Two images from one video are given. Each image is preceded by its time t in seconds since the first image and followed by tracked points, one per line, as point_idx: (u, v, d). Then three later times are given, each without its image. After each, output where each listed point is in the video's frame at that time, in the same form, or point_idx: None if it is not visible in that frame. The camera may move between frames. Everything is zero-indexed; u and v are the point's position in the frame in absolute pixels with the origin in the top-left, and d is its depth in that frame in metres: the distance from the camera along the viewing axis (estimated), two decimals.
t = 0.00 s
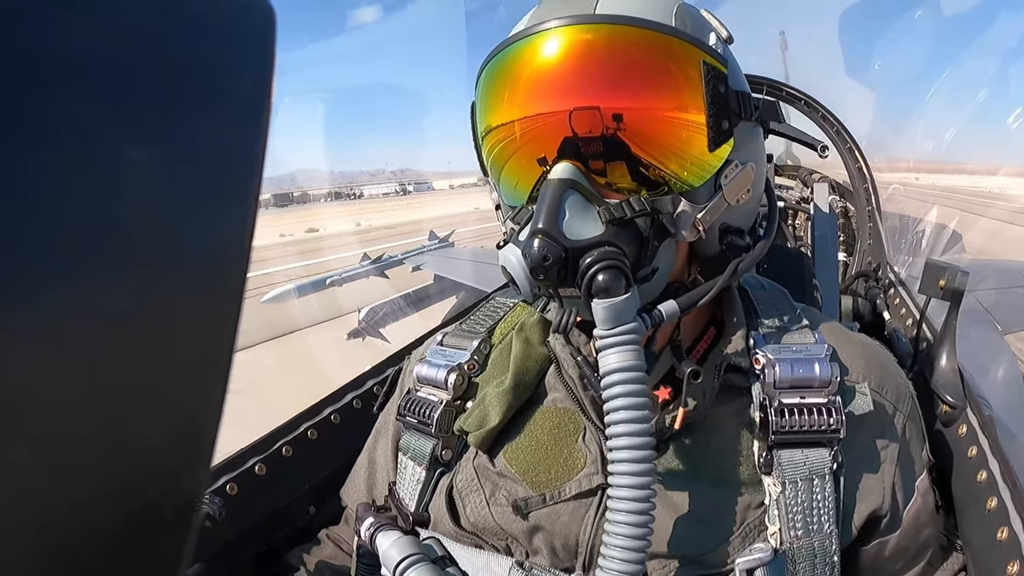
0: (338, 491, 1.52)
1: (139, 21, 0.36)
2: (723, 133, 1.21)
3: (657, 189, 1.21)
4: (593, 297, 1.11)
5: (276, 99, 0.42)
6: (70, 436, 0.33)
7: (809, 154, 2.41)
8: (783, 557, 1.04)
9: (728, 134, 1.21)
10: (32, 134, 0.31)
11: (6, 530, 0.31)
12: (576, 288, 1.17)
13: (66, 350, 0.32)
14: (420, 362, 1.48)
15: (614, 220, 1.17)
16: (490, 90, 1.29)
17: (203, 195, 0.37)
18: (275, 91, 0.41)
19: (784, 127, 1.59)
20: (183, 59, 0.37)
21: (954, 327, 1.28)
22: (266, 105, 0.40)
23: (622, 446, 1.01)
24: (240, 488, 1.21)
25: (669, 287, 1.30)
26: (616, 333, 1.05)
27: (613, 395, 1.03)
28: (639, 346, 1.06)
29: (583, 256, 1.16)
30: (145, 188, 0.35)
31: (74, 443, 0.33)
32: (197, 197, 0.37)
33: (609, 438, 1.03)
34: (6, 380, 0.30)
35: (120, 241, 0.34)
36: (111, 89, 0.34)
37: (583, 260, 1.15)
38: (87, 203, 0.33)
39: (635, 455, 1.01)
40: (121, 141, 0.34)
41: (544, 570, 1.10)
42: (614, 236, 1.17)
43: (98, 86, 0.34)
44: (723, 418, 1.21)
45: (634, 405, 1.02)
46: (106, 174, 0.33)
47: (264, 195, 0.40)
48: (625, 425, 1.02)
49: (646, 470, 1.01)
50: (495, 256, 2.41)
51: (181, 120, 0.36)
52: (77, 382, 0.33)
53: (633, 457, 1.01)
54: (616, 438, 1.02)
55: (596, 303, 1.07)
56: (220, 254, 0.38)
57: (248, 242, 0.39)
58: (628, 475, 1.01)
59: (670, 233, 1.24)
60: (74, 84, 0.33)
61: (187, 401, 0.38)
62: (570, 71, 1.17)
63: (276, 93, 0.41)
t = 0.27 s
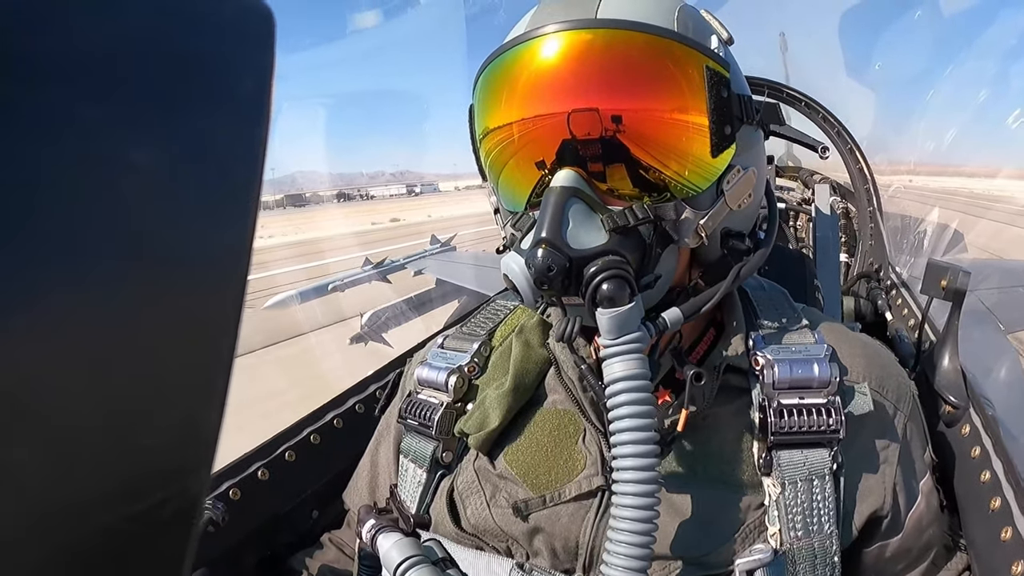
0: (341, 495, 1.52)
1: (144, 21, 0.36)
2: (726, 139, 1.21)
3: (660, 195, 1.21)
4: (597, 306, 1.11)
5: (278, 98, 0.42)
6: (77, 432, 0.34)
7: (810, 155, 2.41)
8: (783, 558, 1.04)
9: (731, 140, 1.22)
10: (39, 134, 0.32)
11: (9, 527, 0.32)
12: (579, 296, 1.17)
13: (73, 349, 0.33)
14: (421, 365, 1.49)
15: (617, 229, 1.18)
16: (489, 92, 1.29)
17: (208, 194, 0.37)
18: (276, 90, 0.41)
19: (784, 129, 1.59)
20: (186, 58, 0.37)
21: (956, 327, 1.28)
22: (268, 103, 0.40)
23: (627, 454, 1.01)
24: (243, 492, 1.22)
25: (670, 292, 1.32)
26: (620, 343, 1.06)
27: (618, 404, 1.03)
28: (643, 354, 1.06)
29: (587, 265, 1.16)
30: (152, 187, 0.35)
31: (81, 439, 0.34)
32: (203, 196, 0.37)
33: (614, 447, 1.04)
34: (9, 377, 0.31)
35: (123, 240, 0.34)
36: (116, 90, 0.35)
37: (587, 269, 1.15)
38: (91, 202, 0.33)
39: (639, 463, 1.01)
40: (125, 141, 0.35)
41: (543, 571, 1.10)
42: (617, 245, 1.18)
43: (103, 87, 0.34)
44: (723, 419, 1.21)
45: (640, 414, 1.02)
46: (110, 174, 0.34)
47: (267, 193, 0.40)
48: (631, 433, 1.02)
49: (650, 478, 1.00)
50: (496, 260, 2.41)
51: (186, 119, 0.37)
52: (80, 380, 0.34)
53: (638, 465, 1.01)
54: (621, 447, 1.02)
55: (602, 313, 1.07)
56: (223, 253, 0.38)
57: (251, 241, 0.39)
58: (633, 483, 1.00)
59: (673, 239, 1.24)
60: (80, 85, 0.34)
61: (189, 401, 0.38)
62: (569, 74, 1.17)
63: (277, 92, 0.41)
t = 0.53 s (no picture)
0: (339, 495, 1.52)
1: (144, 19, 0.36)
2: (720, 140, 1.21)
3: (654, 196, 1.22)
4: (591, 308, 1.11)
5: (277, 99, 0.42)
6: (75, 433, 0.34)
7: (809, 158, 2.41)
8: (780, 560, 1.04)
9: (726, 140, 1.22)
10: (40, 134, 0.32)
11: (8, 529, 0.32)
12: (572, 298, 1.17)
13: (70, 350, 0.33)
14: (420, 365, 1.48)
15: (610, 230, 1.18)
16: (483, 94, 1.29)
17: (210, 195, 0.37)
18: (276, 91, 0.41)
19: (783, 131, 1.59)
20: (187, 57, 0.37)
21: (954, 330, 1.28)
22: (269, 103, 0.40)
23: (620, 456, 1.01)
24: (241, 491, 1.22)
25: (665, 293, 1.33)
26: (613, 344, 1.05)
27: (611, 405, 1.03)
28: (636, 356, 1.06)
29: (580, 266, 1.16)
30: (153, 187, 0.35)
31: (80, 440, 0.34)
32: (204, 197, 0.37)
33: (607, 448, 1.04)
34: (8, 377, 0.31)
35: (123, 241, 0.34)
36: (117, 90, 0.35)
37: (580, 270, 1.15)
38: (92, 203, 0.33)
39: (632, 465, 1.01)
40: (127, 141, 0.35)
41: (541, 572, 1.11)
42: (611, 246, 1.17)
43: (103, 87, 0.34)
44: (722, 421, 1.21)
45: (632, 415, 1.02)
46: (110, 174, 0.34)
47: (267, 193, 0.40)
48: (624, 435, 1.02)
49: (642, 480, 1.01)
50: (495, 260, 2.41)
51: (188, 120, 0.37)
52: (80, 382, 0.34)
53: (631, 466, 1.01)
54: (615, 448, 1.02)
55: (595, 315, 1.07)
56: (224, 253, 0.38)
57: (251, 242, 0.40)
58: (626, 485, 1.01)
59: (667, 241, 1.24)
60: (81, 85, 0.33)
61: (188, 402, 0.38)
62: (565, 76, 1.17)
63: (277, 93, 0.41)
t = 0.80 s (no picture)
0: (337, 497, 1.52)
1: (143, 19, 0.36)
2: (724, 143, 1.21)
3: (657, 200, 1.22)
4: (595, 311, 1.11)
5: (275, 101, 0.41)
6: (74, 433, 0.34)
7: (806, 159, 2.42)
8: (781, 562, 1.04)
9: (729, 143, 1.22)
10: (40, 133, 0.32)
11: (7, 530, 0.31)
12: (576, 300, 1.17)
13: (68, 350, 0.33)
14: (418, 369, 1.48)
15: (615, 233, 1.18)
16: (486, 96, 1.30)
17: (210, 195, 0.37)
18: (274, 92, 0.41)
19: (780, 133, 1.59)
20: (187, 56, 0.37)
21: (951, 330, 1.28)
22: (267, 103, 0.40)
23: (624, 459, 1.01)
24: (239, 494, 1.21)
25: (667, 296, 1.31)
26: (618, 346, 1.06)
27: (614, 409, 1.03)
28: (640, 359, 1.06)
29: (584, 268, 1.16)
30: (153, 186, 0.35)
31: (79, 440, 0.34)
32: (204, 197, 0.37)
33: (611, 452, 1.03)
34: (8, 377, 0.31)
35: (123, 240, 0.34)
36: (116, 89, 0.34)
37: (585, 272, 1.15)
38: (92, 202, 0.33)
39: (636, 468, 1.01)
40: (126, 141, 0.34)
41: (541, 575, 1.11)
42: (616, 249, 1.17)
43: (103, 87, 0.34)
44: (722, 423, 1.21)
45: (636, 419, 1.02)
46: (110, 173, 0.34)
47: (265, 194, 0.40)
48: (628, 438, 1.02)
49: (646, 484, 1.01)
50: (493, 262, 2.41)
51: (189, 120, 0.37)
52: (80, 382, 0.33)
53: (635, 470, 1.01)
54: (617, 452, 1.02)
55: (598, 317, 1.07)
56: (224, 253, 0.38)
57: (248, 244, 0.39)
58: (630, 489, 1.01)
59: (671, 243, 1.24)
60: (81, 84, 0.33)
61: (187, 402, 0.38)
62: (567, 78, 1.17)
63: (274, 94, 0.41)
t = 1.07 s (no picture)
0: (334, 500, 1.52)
1: (144, 19, 0.36)
2: (724, 148, 1.21)
3: (656, 204, 1.22)
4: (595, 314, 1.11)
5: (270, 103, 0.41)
6: (70, 434, 0.33)
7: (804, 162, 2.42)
8: (776, 564, 1.03)
9: (729, 148, 1.22)
10: (41, 133, 0.32)
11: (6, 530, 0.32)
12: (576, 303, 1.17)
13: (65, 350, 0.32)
14: (414, 371, 1.49)
15: (615, 236, 1.17)
16: (484, 98, 1.30)
17: (208, 196, 0.37)
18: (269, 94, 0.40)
19: (778, 136, 1.60)
20: (186, 58, 0.37)
21: (949, 333, 1.29)
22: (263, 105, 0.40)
23: (623, 463, 1.01)
24: (235, 497, 1.21)
25: (665, 299, 1.31)
26: (617, 350, 1.05)
27: (613, 412, 1.03)
28: (640, 363, 1.06)
29: (584, 271, 1.16)
30: (151, 187, 0.35)
31: (76, 441, 0.34)
32: (203, 198, 0.37)
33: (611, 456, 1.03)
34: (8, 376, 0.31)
35: (124, 240, 0.34)
36: (116, 90, 0.34)
37: (585, 275, 1.14)
38: (93, 202, 0.33)
39: (635, 472, 1.01)
40: (124, 143, 0.34)
41: None
42: (615, 252, 1.16)
43: (103, 87, 0.34)
44: (718, 425, 1.21)
45: (636, 424, 1.02)
46: (108, 174, 0.34)
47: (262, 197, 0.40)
48: (627, 441, 1.02)
49: (645, 487, 1.01)
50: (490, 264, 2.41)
51: (187, 121, 0.37)
52: (81, 383, 0.33)
53: (634, 474, 1.01)
54: (617, 456, 1.02)
55: (597, 320, 1.06)
56: (222, 256, 0.37)
57: (241, 245, 0.38)
58: (628, 492, 1.00)
59: (670, 246, 1.24)
60: (81, 85, 0.33)
61: (183, 404, 0.37)
62: (565, 80, 1.18)
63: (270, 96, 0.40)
